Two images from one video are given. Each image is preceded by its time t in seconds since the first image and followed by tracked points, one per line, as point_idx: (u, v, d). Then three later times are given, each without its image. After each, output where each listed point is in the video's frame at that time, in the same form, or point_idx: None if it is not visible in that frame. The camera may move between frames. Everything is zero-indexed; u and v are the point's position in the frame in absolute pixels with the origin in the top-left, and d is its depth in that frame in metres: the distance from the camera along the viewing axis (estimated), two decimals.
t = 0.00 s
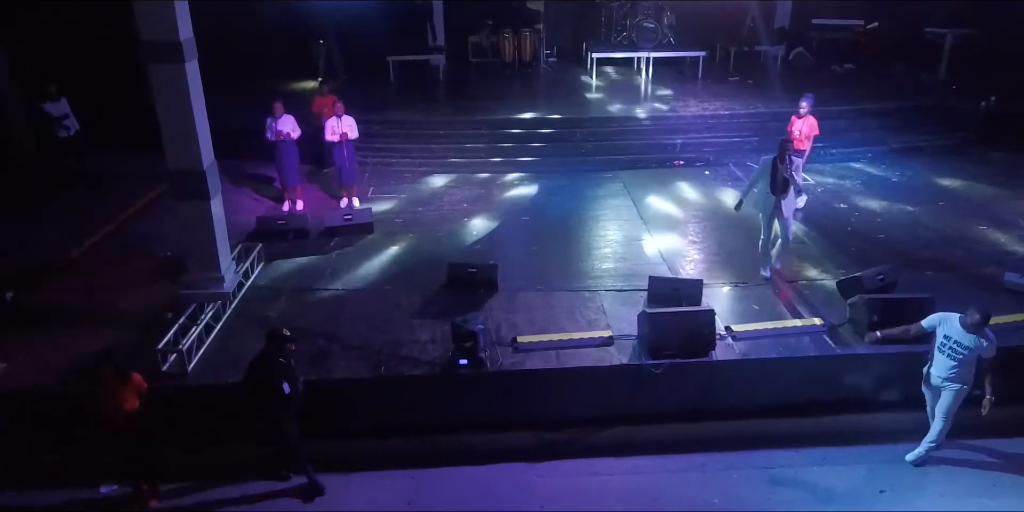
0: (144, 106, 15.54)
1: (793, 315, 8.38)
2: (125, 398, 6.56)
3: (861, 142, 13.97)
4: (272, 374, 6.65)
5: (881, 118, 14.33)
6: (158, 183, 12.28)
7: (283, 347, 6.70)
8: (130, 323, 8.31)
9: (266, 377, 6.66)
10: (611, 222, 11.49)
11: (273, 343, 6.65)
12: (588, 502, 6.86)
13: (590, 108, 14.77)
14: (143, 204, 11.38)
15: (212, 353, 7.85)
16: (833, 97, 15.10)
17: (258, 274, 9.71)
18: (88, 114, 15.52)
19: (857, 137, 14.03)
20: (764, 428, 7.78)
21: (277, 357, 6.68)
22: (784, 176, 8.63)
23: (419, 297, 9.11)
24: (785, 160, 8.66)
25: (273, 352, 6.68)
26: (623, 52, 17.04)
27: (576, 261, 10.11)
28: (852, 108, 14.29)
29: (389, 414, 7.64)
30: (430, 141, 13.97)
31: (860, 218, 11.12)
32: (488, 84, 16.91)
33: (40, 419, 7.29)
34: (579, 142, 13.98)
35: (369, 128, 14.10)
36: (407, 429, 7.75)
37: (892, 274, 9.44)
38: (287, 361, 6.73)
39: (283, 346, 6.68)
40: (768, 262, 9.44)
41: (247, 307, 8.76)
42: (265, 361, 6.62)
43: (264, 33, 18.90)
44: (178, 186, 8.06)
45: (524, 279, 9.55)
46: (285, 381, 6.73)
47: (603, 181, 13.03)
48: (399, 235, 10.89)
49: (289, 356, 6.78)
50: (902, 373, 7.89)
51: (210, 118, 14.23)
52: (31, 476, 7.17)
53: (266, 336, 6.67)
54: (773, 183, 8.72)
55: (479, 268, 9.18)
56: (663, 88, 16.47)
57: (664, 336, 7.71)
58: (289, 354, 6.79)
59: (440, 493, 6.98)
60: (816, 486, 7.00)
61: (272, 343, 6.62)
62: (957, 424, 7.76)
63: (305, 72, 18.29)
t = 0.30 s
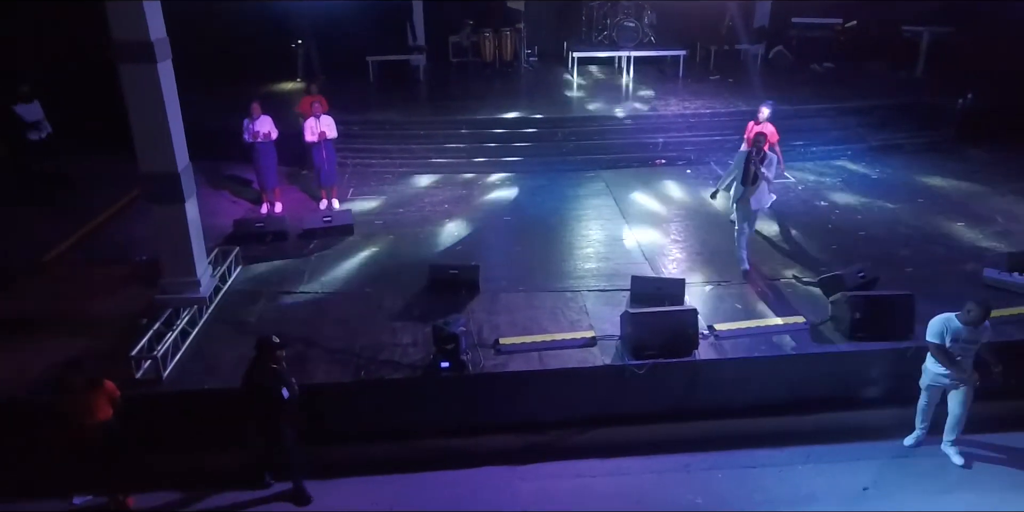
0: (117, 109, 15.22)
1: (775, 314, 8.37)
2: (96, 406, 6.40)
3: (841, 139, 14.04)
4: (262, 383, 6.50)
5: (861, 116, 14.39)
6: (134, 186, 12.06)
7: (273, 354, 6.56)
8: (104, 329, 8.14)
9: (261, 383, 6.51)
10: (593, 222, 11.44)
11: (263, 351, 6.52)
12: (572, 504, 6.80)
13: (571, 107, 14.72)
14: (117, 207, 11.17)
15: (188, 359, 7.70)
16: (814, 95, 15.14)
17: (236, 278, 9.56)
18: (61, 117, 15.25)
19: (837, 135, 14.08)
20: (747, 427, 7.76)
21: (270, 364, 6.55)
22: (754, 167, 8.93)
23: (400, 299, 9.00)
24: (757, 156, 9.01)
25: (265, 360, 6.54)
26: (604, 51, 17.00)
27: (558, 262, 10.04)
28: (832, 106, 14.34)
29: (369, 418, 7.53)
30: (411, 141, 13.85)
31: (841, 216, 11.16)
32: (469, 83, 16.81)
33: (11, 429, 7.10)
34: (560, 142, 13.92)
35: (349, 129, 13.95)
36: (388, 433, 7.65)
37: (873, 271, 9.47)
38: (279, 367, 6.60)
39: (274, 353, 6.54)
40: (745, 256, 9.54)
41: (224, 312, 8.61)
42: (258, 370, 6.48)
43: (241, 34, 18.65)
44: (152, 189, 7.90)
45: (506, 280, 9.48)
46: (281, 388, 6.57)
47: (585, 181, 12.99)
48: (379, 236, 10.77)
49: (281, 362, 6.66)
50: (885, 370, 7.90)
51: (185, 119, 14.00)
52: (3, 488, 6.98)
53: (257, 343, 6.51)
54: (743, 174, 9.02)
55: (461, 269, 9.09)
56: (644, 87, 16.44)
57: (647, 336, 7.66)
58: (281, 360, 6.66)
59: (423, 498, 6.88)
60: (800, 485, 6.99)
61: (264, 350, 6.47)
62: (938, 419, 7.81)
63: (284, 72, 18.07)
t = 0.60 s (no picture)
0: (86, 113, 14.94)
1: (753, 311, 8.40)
2: (64, 417, 6.26)
3: (816, 137, 14.17)
4: (247, 390, 6.46)
5: (834, 113, 14.52)
6: (103, 191, 11.83)
7: (260, 360, 6.50)
8: (74, 338, 7.96)
9: (247, 391, 6.46)
10: (572, 222, 11.43)
11: (250, 357, 6.46)
12: (553, 506, 6.77)
13: (547, 107, 14.71)
14: (86, 214, 10.94)
15: (160, 367, 7.55)
16: (788, 93, 15.25)
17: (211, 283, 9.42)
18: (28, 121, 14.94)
19: (811, 133, 14.20)
20: (727, 425, 7.79)
21: (256, 371, 6.47)
22: (721, 158, 9.44)
23: (378, 302, 8.90)
24: (726, 145, 9.40)
25: (250, 368, 6.48)
26: (580, 51, 16.99)
27: (537, 262, 10.01)
28: (806, 104, 14.45)
29: (347, 423, 7.45)
30: (387, 143, 13.74)
31: (816, 213, 11.25)
32: (445, 84, 16.74)
33: None
34: (537, 142, 13.89)
35: (324, 131, 13.81)
36: (366, 438, 7.57)
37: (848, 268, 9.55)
38: (265, 374, 6.53)
39: (260, 361, 6.48)
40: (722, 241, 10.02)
41: (197, 318, 8.47)
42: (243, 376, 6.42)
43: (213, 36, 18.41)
44: (121, 194, 7.74)
45: (485, 281, 9.43)
46: (265, 396, 6.51)
47: (563, 180, 12.97)
48: (355, 239, 10.67)
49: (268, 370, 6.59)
50: (861, 365, 7.97)
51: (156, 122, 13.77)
52: None
53: (243, 351, 6.47)
54: (714, 163, 9.55)
55: (439, 271, 9.02)
56: (620, 86, 16.47)
57: (626, 336, 7.65)
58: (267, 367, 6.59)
59: (403, 503, 6.82)
60: (779, 481, 7.02)
61: (249, 357, 6.43)
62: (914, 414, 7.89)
63: (257, 74, 17.86)
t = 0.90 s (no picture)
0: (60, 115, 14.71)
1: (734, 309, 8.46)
2: (42, 423, 6.23)
3: (794, 135, 14.28)
4: (239, 392, 6.43)
5: (813, 111, 14.65)
6: (78, 195, 11.65)
7: (253, 362, 6.51)
8: (51, 344, 7.84)
9: (237, 393, 6.44)
10: (553, 222, 11.43)
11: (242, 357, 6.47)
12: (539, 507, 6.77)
13: (528, 107, 14.70)
14: (61, 219, 10.76)
15: (140, 373, 7.44)
16: (767, 92, 15.36)
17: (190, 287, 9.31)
18: None
19: (790, 131, 14.32)
20: (710, 422, 7.83)
21: (247, 372, 6.47)
22: (675, 150, 9.67)
23: (360, 305, 8.84)
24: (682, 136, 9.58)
25: (242, 368, 6.48)
26: (560, 51, 17.00)
27: (519, 262, 10.00)
28: (785, 103, 14.57)
29: (331, 427, 7.39)
30: (367, 144, 13.67)
31: (796, 211, 11.34)
32: (426, 85, 16.67)
33: None
34: (518, 142, 13.88)
35: (304, 132, 13.70)
36: (350, 441, 7.52)
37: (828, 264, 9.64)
38: (257, 375, 6.51)
39: (251, 362, 6.48)
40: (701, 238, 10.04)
41: (177, 323, 8.37)
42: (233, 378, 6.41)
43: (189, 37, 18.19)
44: (97, 198, 7.61)
45: (468, 282, 9.40)
46: (253, 399, 6.46)
47: (544, 180, 12.97)
48: (337, 241, 10.60)
49: (260, 372, 6.57)
50: (842, 361, 8.04)
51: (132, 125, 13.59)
52: None
53: (235, 351, 6.50)
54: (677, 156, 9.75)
55: (421, 273, 8.98)
56: (601, 86, 16.48)
57: (610, 335, 7.66)
58: (259, 369, 6.58)
59: (389, 506, 6.79)
60: (764, 477, 7.09)
61: (241, 358, 6.45)
62: (894, 408, 7.97)
63: (234, 75, 17.66)
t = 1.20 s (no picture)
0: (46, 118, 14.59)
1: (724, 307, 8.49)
2: (30, 427, 6.22)
3: (782, 134, 14.36)
4: (241, 391, 6.40)
5: (800, 110, 14.73)
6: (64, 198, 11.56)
7: (254, 361, 6.43)
8: (38, 347, 7.77)
9: (239, 391, 6.41)
10: (543, 222, 11.45)
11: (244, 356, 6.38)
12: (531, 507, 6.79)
13: (517, 107, 14.71)
14: (46, 222, 10.67)
15: (129, 376, 7.40)
16: (755, 91, 15.44)
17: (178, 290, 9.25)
18: None
19: (778, 130, 14.40)
20: (700, 420, 7.87)
21: (248, 372, 6.40)
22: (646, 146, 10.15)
23: (350, 306, 8.81)
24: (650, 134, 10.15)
25: (244, 367, 6.42)
26: (548, 51, 17.01)
27: (509, 263, 10.00)
28: (772, 102, 14.64)
29: (321, 428, 7.38)
30: (355, 145, 13.64)
31: (783, 210, 11.41)
32: (414, 85, 16.64)
33: None
34: (507, 142, 13.89)
35: (292, 133, 13.65)
36: (341, 443, 7.50)
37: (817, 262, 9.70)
38: (257, 375, 6.45)
39: (254, 361, 6.42)
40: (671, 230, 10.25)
41: (165, 326, 8.32)
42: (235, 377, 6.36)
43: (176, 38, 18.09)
44: (83, 201, 7.55)
45: (459, 283, 9.39)
46: (252, 400, 6.44)
47: (534, 181, 12.98)
48: (326, 243, 10.56)
49: (261, 371, 6.52)
50: (831, 358, 8.09)
51: (119, 127, 13.49)
52: None
53: (238, 350, 6.42)
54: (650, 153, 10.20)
55: (411, 273, 8.96)
56: (589, 86, 16.51)
57: (601, 334, 7.68)
58: (261, 369, 6.52)
59: (381, 507, 6.79)
60: (754, 475, 7.14)
61: (244, 357, 6.37)
62: (882, 404, 8.04)
63: (222, 76, 17.57)
